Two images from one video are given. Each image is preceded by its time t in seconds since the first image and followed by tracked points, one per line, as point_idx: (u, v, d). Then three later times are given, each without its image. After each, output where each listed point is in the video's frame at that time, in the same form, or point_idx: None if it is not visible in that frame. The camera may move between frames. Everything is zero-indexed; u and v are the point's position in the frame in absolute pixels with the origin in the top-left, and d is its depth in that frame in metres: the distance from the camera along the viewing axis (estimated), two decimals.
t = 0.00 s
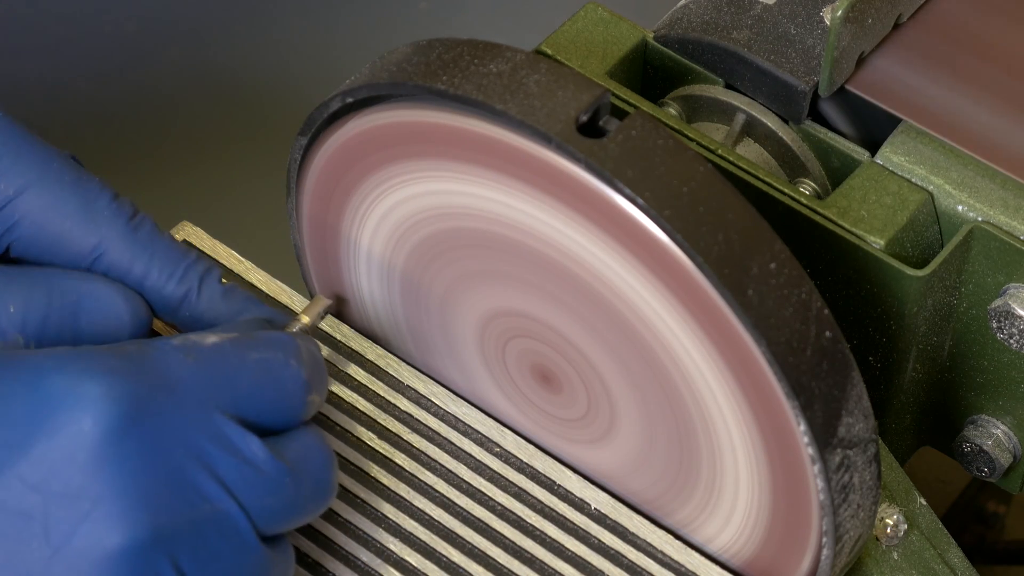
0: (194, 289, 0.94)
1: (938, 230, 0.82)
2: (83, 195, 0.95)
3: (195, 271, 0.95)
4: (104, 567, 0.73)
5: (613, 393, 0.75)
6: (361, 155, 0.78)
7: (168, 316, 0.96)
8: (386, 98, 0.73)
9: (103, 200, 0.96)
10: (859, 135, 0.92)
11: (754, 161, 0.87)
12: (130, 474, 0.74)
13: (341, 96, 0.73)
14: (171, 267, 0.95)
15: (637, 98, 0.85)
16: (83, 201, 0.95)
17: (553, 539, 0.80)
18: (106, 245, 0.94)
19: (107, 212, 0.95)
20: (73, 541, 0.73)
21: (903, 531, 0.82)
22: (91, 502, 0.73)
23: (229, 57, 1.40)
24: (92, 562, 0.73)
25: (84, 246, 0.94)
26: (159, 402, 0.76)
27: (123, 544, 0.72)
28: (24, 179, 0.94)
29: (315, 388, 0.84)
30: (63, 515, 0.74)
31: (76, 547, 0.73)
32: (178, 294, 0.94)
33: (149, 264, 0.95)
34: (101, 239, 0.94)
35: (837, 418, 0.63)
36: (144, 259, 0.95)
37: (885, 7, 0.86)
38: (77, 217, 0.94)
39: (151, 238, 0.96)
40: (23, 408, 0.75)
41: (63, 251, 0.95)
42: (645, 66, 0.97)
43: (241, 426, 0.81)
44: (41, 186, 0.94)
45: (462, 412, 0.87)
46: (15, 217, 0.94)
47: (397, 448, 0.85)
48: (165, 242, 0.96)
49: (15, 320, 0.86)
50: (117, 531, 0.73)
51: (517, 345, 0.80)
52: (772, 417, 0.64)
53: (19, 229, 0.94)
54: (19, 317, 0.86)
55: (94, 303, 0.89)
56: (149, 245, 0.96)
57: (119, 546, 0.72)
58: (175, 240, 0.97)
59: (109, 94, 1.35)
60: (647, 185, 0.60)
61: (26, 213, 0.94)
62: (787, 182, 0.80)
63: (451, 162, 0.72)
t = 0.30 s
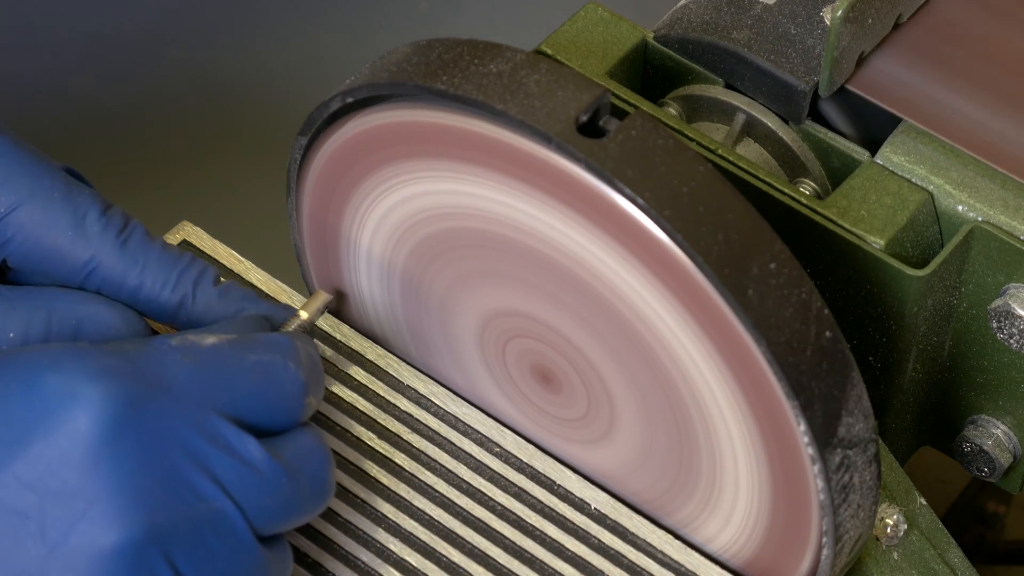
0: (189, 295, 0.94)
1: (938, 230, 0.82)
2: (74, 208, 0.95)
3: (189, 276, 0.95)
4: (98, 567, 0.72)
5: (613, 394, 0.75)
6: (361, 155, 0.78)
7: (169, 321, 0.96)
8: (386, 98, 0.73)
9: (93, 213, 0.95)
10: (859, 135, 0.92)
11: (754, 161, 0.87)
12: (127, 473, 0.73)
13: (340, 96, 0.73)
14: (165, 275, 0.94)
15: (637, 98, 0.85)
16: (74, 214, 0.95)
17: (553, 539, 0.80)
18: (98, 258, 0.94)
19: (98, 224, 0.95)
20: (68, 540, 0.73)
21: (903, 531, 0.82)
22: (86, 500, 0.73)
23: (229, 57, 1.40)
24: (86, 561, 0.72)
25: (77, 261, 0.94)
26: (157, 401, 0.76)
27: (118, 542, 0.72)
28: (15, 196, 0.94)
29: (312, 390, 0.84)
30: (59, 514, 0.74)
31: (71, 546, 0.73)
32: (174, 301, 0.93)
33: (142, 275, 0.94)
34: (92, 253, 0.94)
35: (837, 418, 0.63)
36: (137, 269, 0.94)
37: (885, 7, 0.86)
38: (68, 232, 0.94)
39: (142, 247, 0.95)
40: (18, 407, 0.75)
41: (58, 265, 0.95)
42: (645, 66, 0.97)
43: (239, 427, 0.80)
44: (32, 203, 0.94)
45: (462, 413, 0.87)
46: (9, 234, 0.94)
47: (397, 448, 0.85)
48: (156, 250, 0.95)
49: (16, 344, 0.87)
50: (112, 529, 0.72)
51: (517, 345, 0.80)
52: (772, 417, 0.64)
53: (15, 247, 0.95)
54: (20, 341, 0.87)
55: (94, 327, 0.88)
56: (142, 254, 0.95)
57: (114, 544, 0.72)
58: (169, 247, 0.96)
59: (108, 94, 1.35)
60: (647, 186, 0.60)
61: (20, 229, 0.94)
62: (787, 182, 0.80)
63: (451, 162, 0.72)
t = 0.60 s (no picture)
0: (194, 294, 0.94)
1: (938, 230, 0.82)
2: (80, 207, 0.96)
3: (194, 274, 0.95)
4: (104, 546, 0.72)
5: (613, 393, 0.75)
6: (361, 155, 0.78)
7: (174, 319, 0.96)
8: (386, 97, 0.73)
9: (102, 213, 0.96)
10: (859, 135, 0.92)
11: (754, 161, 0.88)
12: (135, 454, 0.73)
13: (341, 96, 0.73)
14: (170, 271, 0.94)
15: (637, 97, 0.85)
16: (83, 213, 0.95)
17: (553, 539, 0.80)
18: (105, 257, 0.94)
19: (104, 224, 0.95)
20: (75, 519, 0.73)
21: (903, 531, 0.82)
22: (94, 480, 0.73)
23: (229, 57, 1.40)
24: (92, 540, 0.72)
25: (83, 259, 0.95)
26: (167, 385, 0.76)
27: (126, 522, 0.72)
28: (27, 191, 0.94)
29: (319, 381, 0.84)
30: (67, 493, 0.73)
31: (78, 525, 0.72)
32: (178, 299, 0.93)
33: (147, 272, 0.94)
34: (98, 251, 0.94)
35: (837, 418, 0.63)
36: (143, 266, 0.95)
37: (885, 7, 0.86)
38: (76, 230, 0.94)
39: (147, 245, 0.96)
40: (29, 387, 0.75)
41: (64, 262, 0.95)
42: (645, 66, 0.97)
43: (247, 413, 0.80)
44: (42, 199, 0.94)
45: (462, 412, 0.87)
46: (15, 228, 0.94)
47: (397, 448, 0.85)
48: (161, 248, 0.96)
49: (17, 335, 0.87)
50: (120, 509, 0.72)
51: (517, 345, 0.80)
52: (772, 417, 0.64)
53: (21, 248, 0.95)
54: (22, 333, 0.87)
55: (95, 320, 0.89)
56: (148, 254, 0.95)
57: (121, 524, 0.72)
58: (173, 245, 0.97)
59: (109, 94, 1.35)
60: (647, 186, 0.60)
61: (25, 225, 0.94)
62: (787, 182, 0.80)
63: (451, 162, 0.72)
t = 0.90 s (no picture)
0: (189, 283, 0.93)
1: (938, 229, 0.82)
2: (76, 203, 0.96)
3: (189, 265, 0.95)
4: (101, 513, 0.72)
5: (612, 392, 0.75)
6: (361, 154, 0.78)
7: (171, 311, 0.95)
8: (387, 97, 0.73)
9: (95, 208, 0.96)
10: (859, 135, 0.92)
11: (754, 161, 0.88)
12: (131, 421, 0.74)
13: (341, 96, 0.73)
14: (166, 264, 0.94)
15: (636, 97, 0.85)
16: (77, 208, 0.95)
17: (553, 539, 0.80)
18: (100, 250, 0.94)
19: (99, 219, 0.95)
20: (71, 488, 0.73)
21: (903, 531, 0.82)
22: (91, 448, 0.73)
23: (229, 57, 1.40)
24: (89, 507, 0.72)
25: (78, 254, 0.94)
26: (161, 356, 0.77)
27: (122, 489, 0.72)
28: (19, 188, 0.94)
29: (315, 360, 0.85)
30: (63, 463, 0.74)
31: (75, 493, 0.73)
32: (174, 287, 0.93)
33: (143, 265, 0.94)
34: (93, 245, 0.94)
35: (837, 418, 0.63)
36: (138, 259, 0.94)
37: (885, 7, 0.86)
38: (70, 225, 0.94)
39: (143, 239, 0.96)
40: (24, 359, 0.77)
41: (59, 257, 0.95)
42: (645, 66, 0.97)
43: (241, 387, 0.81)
44: (36, 195, 0.94)
45: (462, 412, 0.88)
46: (10, 225, 0.94)
47: (397, 447, 0.85)
48: (156, 241, 0.96)
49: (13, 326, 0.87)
50: (115, 476, 0.72)
51: (517, 345, 0.80)
52: (772, 418, 0.64)
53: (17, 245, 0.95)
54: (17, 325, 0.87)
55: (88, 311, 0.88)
56: (143, 246, 0.95)
57: (117, 490, 0.72)
58: (168, 240, 0.97)
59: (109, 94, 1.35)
60: (647, 185, 0.60)
61: (21, 221, 0.94)
62: (788, 182, 0.80)
63: (451, 162, 0.72)
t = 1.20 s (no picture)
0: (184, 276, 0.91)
1: (938, 230, 0.82)
2: (81, 199, 0.96)
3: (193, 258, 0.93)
4: (106, 434, 0.72)
5: (613, 392, 0.75)
6: (361, 154, 0.78)
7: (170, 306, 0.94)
8: (386, 97, 0.73)
9: (100, 204, 0.96)
10: (859, 136, 0.92)
11: (754, 161, 0.87)
12: (135, 344, 0.75)
13: (341, 96, 0.73)
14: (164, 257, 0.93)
15: (636, 97, 0.85)
16: (82, 204, 0.95)
17: (553, 539, 0.80)
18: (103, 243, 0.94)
19: (103, 214, 0.95)
20: (75, 410, 0.73)
21: (903, 531, 0.82)
22: (95, 371, 0.73)
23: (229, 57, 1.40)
24: (93, 428, 0.72)
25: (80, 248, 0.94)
26: (166, 288, 0.79)
27: (126, 408, 0.72)
28: (24, 185, 0.95)
29: (319, 309, 0.86)
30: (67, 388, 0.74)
31: (79, 415, 0.72)
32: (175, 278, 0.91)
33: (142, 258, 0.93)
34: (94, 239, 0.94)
35: (837, 418, 0.63)
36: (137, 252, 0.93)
37: (885, 7, 0.86)
38: (74, 220, 0.94)
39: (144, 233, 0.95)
40: (30, 291, 0.77)
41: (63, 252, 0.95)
42: (645, 66, 0.97)
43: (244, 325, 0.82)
44: (41, 191, 0.95)
45: (462, 412, 0.88)
46: (15, 221, 0.95)
47: (397, 447, 0.86)
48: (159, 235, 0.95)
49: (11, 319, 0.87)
50: (121, 394, 0.73)
51: (517, 345, 0.80)
52: (771, 417, 0.64)
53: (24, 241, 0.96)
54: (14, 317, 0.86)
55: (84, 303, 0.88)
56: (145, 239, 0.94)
57: (122, 409, 0.72)
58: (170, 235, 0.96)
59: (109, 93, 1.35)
60: (647, 185, 0.60)
61: (26, 216, 0.95)
62: (788, 182, 0.80)
63: (450, 162, 0.72)
